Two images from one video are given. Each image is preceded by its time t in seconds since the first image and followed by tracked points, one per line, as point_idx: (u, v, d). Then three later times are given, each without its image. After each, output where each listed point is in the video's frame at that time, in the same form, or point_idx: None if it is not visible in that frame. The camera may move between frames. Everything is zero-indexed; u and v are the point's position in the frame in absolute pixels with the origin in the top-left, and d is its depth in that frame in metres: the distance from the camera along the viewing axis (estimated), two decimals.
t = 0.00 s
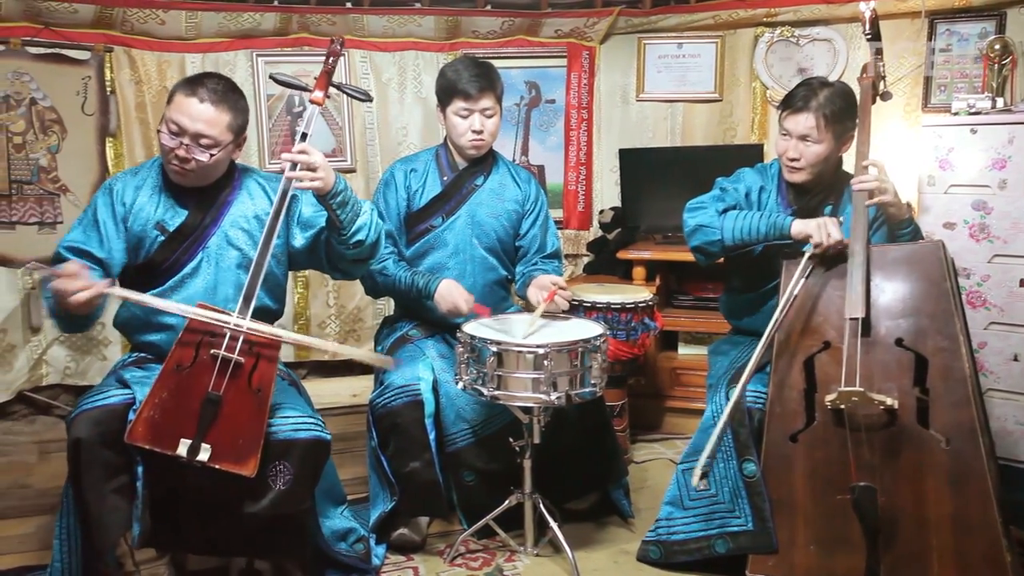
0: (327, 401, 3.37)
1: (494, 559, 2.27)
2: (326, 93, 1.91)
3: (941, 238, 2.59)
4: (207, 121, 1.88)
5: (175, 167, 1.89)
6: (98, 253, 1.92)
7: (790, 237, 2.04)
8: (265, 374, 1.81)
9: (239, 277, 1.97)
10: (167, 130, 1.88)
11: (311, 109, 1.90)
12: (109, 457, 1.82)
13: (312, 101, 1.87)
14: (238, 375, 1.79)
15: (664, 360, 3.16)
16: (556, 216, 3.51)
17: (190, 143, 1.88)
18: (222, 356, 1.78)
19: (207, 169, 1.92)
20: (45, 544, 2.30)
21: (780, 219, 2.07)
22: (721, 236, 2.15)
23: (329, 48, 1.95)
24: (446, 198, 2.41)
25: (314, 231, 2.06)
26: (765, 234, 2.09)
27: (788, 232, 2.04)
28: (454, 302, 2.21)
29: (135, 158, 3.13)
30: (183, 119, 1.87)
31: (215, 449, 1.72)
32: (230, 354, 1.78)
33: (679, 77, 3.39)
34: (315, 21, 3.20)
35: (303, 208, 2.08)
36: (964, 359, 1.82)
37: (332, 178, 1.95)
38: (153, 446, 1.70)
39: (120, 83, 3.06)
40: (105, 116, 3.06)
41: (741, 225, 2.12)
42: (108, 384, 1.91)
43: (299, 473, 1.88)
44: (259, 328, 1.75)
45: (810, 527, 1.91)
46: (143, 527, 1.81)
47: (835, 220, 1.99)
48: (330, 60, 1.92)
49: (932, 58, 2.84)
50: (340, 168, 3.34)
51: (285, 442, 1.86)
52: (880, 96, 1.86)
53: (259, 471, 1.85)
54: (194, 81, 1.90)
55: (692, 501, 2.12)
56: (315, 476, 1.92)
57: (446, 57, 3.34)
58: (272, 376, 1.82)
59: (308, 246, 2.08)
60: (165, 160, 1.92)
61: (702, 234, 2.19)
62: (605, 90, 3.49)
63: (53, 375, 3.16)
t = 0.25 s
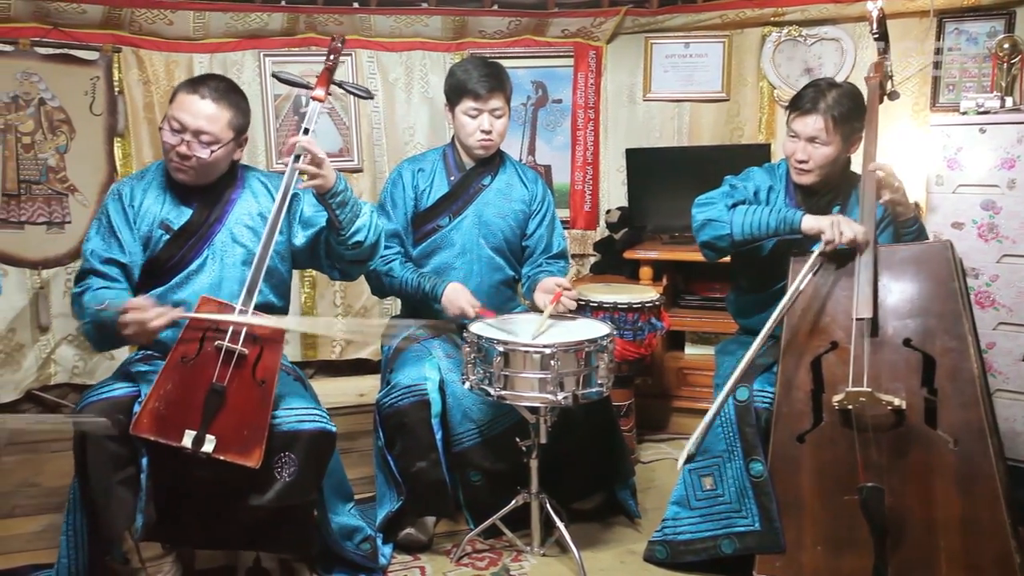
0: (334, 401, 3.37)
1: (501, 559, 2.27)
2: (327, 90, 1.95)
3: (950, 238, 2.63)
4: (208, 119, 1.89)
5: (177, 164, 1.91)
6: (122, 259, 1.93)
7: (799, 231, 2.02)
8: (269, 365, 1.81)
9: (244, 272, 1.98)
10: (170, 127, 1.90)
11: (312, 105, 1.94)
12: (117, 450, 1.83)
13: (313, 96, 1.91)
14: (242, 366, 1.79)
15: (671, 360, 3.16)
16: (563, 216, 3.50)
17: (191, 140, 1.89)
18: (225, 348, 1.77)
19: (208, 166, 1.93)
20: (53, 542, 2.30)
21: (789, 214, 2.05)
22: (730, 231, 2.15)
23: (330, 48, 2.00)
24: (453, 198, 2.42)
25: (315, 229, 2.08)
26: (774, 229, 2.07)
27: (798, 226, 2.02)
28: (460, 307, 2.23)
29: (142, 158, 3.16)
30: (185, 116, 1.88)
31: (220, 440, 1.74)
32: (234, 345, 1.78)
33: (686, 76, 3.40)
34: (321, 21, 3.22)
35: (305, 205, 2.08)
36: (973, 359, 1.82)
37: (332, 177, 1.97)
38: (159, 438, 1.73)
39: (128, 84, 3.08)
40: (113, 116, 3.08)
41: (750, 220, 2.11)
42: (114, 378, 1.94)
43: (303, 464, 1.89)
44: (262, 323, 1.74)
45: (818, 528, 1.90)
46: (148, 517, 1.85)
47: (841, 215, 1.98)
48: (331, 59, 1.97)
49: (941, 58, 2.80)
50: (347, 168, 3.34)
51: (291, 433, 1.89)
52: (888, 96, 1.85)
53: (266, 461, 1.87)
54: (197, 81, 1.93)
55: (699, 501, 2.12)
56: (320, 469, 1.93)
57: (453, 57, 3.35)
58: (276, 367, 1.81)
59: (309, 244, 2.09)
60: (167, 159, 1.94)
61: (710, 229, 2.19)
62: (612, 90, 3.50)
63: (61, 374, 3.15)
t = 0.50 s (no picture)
0: (341, 400, 3.38)
1: (508, 559, 2.26)
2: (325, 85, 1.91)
3: (959, 238, 2.62)
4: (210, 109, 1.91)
5: (181, 156, 1.92)
6: (109, 251, 1.93)
7: (808, 236, 2.03)
8: (273, 356, 1.82)
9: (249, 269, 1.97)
10: (173, 121, 1.92)
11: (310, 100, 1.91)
12: (123, 444, 1.83)
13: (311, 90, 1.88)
14: (246, 357, 1.79)
15: (679, 360, 3.16)
16: (570, 216, 3.50)
17: (195, 131, 1.91)
18: (229, 338, 1.79)
19: (214, 157, 1.94)
20: (62, 540, 2.32)
21: (796, 217, 2.06)
22: (737, 236, 2.14)
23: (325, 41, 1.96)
24: (460, 198, 2.42)
25: (320, 224, 2.07)
26: (782, 233, 2.07)
27: (805, 230, 2.03)
28: (470, 303, 2.21)
29: (151, 157, 3.15)
30: (188, 108, 1.91)
31: (225, 431, 1.73)
32: (237, 336, 1.79)
33: (694, 76, 3.38)
34: (329, 21, 3.21)
35: (310, 202, 2.08)
36: (982, 359, 1.81)
37: (330, 168, 1.94)
38: (163, 430, 1.71)
39: (136, 84, 3.08)
40: (122, 116, 3.09)
41: (758, 224, 2.11)
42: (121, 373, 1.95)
43: (309, 456, 1.89)
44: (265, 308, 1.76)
45: (827, 528, 1.90)
46: (155, 512, 1.82)
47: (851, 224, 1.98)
48: (327, 51, 1.93)
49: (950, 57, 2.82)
50: (354, 168, 3.34)
51: (296, 424, 1.87)
52: (897, 95, 1.85)
53: (270, 453, 1.87)
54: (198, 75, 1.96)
55: (706, 502, 2.11)
56: (328, 462, 1.93)
57: (460, 57, 3.35)
58: (280, 357, 1.82)
59: (315, 238, 2.09)
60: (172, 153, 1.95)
61: (717, 234, 2.17)
62: (619, 90, 3.48)
63: (70, 373, 3.19)
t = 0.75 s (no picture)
0: (349, 399, 3.39)
1: (516, 558, 2.27)
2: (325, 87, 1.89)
3: (972, 236, 2.75)
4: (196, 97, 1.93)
5: (174, 146, 1.94)
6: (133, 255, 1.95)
7: (819, 229, 2.03)
8: (274, 352, 1.80)
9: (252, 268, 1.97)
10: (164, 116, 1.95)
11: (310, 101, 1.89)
12: (125, 440, 1.86)
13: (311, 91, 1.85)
14: (247, 353, 1.78)
15: (687, 360, 3.15)
16: (578, 216, 3.51)
17: (182, 119, 1.93)
18: (229, 334, 1.77)
19: (204, 145, 1.95)
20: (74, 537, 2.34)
21: (809, 211, 2.06)
22: (749, 229, 2.14)
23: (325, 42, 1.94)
24: (468, 198, 2.41)
25: (322, 224, 2.06)
26: (793, 226, 2.08)
27: (817, 224, 2.03)
28: (479, 298, 2.22)
29: (160, 157, 3.22)
30: (175, 99, 1.94)
31: (226, 426, 1.74)
32: (238, 332, 1.77)
33: (703, 75, 3.40)
34: (338, 21, 3.22)
35: (313, 201, 2.07)
36: (992, 360, 1.80)
37: (330, 165, 1.94)
38: (164, 425, 1.72)
39: (145, 84, 3.13)
40: (131, 116, 3.12)
41: (770, 217, 2.11)
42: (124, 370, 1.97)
43: (310, 454, 1.89)
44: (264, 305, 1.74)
45: (836, 529, 1.89)
46: (156, 508, 1.82)
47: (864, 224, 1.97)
48: (326, 54, 1.92)
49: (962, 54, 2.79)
50: (362, 167, 3.34)
51: (297, 421, 1.88)
52: (908, 94, 1.84)
53: (271, 449, 1.86)
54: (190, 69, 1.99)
55: (715, 500, 2.13)
56: (331, 459, 1.94)
57: (468, 57, 3.35)
58: (282, 354, 1.81)
59: (320, 232, 2.09)
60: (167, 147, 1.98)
61: (728, 228, 2.18)
62: (627, 89, 3.51)
63: (81, 372, 3.23)
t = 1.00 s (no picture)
0: (357, 399, 3.39)
1: (524, 558, 2.27)
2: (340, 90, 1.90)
3: (981, 237, 2.73)
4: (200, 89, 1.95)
5: (181, 139, 1.97)
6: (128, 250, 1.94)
7: (826, 235, 2.02)
8: (286, 354, 1.83)
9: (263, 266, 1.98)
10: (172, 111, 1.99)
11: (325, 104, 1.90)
12: (136, 439, 1.84)
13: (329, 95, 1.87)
14: (259, 354, 1.80)
15: (695, 360, 3.15)
16: (586, 215, 3.51)
17: (188, 111, 1.95)
18: (242, 335, 1.80)
19: (209, 135, 1.96)
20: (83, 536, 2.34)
21: (815, 216, 2.05)
22: (756, 234, 2.13)
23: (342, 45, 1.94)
24: (477, 198, 2.42)
25: (335, 226, 2.06)
26: (799, 231, 2.07)
27: (824, 229, 2.02)
28: (488, 296, 2.22)
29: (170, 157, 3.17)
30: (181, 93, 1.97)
31: (237, 428, 1.72)
32: (250, 333, 1.81)
33: (711, 75, 3.37)
34: (346, 21, 3.22)
35: (325, 201, 2.08)
36: (1003, 361, 1.79)
37: (345, 168, 1.94)
38: (175, 425, 1.70)
39: (155, 84, 3.10)
40: (141, 116, 3.11)
41: (778, 222, 2.10)
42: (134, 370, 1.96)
43: (321, 456, 1.89)
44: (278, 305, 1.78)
45: (845, 530, 1.88)
46: (169, 507, 1.83)
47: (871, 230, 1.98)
48: (343, 56, 1.91)
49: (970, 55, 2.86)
50: (370, 167, 3.35)
51: (308, 424, 1.88)
52: (919, 92, 1.82)
53: (281, 453, 1.87)
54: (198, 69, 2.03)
55: (723, 503, 2.12)
56: (341, 464, 1.94)
57: (477, 56, 3.35)
58: (293, 356, 1.83)
59: (332, 237, 2.10)
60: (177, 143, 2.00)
61: (735, 232, 2.17)
62: (635, 89, 3.48)
63: (90, 371, 3.24)
